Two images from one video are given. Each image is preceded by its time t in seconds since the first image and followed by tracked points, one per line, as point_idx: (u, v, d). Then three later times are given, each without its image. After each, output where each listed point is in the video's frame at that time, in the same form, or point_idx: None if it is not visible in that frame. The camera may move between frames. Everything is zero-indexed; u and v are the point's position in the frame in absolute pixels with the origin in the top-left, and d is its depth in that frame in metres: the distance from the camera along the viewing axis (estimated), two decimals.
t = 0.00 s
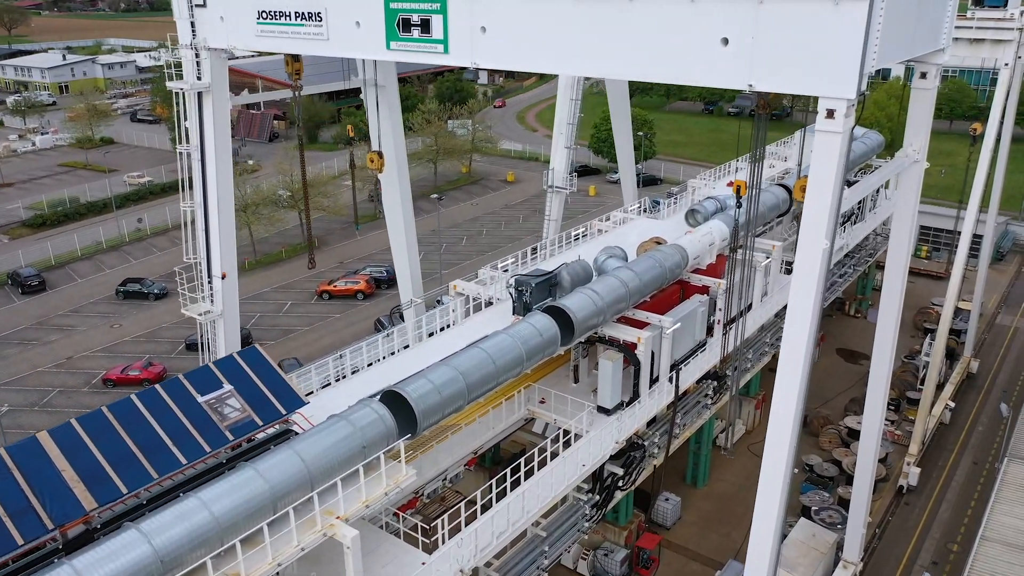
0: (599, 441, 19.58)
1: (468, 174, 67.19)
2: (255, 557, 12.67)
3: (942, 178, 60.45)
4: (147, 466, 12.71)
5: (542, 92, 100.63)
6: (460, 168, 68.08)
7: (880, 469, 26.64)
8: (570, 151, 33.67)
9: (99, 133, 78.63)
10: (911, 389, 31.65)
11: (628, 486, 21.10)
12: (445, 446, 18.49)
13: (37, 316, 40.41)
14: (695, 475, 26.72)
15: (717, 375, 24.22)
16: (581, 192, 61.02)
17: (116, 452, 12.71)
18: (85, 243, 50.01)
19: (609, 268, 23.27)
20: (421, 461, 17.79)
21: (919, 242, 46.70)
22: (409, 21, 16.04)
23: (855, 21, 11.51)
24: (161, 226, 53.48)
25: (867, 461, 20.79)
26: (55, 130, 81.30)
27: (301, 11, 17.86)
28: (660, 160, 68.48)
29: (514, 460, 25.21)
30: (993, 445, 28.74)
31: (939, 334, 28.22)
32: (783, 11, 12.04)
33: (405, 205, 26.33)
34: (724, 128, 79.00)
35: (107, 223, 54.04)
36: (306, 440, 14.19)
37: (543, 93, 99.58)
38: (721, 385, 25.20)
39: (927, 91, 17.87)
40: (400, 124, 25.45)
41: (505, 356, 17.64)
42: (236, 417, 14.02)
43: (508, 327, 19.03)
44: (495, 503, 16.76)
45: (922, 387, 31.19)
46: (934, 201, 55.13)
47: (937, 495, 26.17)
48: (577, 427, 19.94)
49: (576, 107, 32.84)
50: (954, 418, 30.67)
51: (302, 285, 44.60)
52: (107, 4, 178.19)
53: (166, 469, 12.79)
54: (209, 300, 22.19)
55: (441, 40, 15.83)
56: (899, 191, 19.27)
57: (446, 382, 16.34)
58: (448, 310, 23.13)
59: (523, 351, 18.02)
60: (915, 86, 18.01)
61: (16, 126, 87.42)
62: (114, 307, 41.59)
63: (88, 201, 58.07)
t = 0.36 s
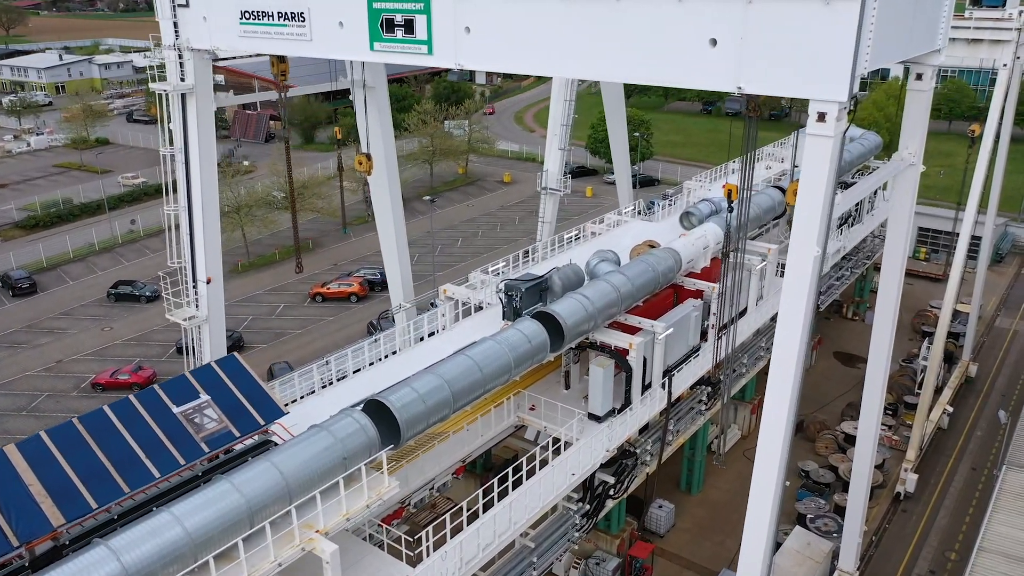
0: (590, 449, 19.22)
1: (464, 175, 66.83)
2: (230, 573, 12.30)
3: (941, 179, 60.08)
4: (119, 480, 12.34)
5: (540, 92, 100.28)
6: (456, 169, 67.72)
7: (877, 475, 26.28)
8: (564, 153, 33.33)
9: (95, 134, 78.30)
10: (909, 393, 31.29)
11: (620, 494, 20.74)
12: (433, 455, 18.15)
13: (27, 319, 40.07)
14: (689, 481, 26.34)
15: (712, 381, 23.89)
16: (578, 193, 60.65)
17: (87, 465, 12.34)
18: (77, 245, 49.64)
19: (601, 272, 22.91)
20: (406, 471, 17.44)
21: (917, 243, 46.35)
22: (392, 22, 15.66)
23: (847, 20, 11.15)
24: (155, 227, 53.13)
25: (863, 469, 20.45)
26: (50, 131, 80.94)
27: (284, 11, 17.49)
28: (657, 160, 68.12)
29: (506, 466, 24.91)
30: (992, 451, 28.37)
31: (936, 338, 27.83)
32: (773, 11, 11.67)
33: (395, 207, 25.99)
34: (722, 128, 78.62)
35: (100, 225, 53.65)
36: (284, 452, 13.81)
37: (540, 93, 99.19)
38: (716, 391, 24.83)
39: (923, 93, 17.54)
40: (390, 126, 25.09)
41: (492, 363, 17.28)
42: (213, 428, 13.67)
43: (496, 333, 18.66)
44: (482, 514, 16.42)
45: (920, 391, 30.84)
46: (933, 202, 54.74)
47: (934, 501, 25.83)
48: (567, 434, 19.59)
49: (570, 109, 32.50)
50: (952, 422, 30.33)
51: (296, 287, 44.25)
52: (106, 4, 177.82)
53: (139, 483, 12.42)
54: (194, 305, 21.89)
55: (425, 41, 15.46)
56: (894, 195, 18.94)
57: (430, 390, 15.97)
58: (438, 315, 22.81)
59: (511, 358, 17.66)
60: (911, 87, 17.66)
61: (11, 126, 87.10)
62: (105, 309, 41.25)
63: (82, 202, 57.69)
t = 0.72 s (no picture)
0: (579, 459, 18.83)
1: (461, 177, 66.47)
2: None
3: (940, 180, 59.72)
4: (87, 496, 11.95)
5: (538, 93, 99.91)
6: (452, 170, 67.35)
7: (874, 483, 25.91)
8: (558, 155, 32.95)
9: (90, 135, 77.93)
10: (906, 399, 30.94)
11: (611, 504, 20.35)
12: (418, 466, 17.76)
13: (17, 322, 39.70)
14: (683, 489, 25.92)
15: (704, 389, 23.49)
16: (575, 194, 60.30)
17: (54, 480, 11.95)
18: (69, 247, 49.27)
19: (592, 278, 22.55)
20: (391, 482, 17.03)
21: (915, 246, 46.00)
22: (374, 23, 15.26)
23: (837, 23, 10.79)
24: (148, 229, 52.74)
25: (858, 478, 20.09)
26: (46, 131, 80.55)
27: (265, 12, 17.09)
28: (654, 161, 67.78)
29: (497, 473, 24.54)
30: (991, 458, 28.01)
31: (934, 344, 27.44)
32: (761, 13, 11.30)
33: (384, 211, 25.61)
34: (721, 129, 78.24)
35: (93, 227, 53.28)
36: (260, 466, 13.40)
37: (539, 94, 98.76)
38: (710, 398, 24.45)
39: (919, 96, 17.17)
40: (379, 129, 24.71)
41: (478, 372, 16.89)
42: (187, 442, 13.34)
43: (483, 340, 18.27)
44: (467, 527, 16.05)
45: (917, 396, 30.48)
46: (932, 204, 54.37)
47: (931, 509, 25.47)
48: (556, 444, 19.21)
49: (563, 111, 32.12)
50: (950, 428, 29.97)
51: (289, 290, 43.86)
52: (105, 4, 177.39)
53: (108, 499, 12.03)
54: (178, 311, 21.50)
55: (407, 43, 15.06)
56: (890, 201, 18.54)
57: (413, 400, 15.58)
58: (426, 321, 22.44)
59: (498, 366, 17.30)
60: (906, 90, 17.29)
61: (6, 127, 86.68)
62: (96, 312, 40.87)
63: (75, 203, 57.29)
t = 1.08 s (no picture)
0: (568, 469, 18.48)
1: (457, 177, 66.11)
2: None
3: (939, 181, 59.32)
4: (55, 512, 11.58)
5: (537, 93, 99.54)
6: (449, 171, 67.01)
7: (870, 490, 25.59)
8: (551, 157, 32.56)
9: (86, 136, 77.60)
10: (904, 403, 30.62)
11: (601, 513, 20.00)
12: (404, 476, 17.42)
13: (8, 325, 39.37)
14: (677, 495, 25.53)
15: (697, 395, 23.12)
16: (572, 195, 59.93)
17: (21, 494, 11.57)
18: (62, 249, 48.93)
19: (584, 282, 22.19)
20: (376, 493, 16.71)
21: (914, 248, 45.62)
22: (356, 23, 14.90)
23: (826, 24, 10.44)
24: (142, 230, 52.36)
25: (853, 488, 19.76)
26: (41, 132, 80.23)
27: (246, 12, 16.69)
28: (651, 162, 67.41)
29: (488, 480, 24.17)
30: (989, 464, 27.66)
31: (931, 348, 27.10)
32: (748, 12, 10.94)
33: (374, 215, 25.27)
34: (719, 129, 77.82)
35: (86, 228, 52.95)
36: (235, 479, 13.06)
37: (537, 94, 98.39)
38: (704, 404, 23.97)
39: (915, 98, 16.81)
40: (368, 131, 24.35)
41: (463, 381, 16.53)
42: (161, 454, 12.97)
43: (470, 348, 17.93)
44: (452, 540, 15.71)
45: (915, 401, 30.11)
46: (931, 205, 53.97)
47: (929, 517, 25.09)
48: (546, 452, 18.84)
49: (557, 113, 31.76)
50: (948, 434, 29.59)
51: (282, 292, 43.50)
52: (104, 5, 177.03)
53: (77, 515, 11.66)
54: (162, 316, 21.11)
55: (389, 44, 14.69)
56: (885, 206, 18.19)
57: (396, 410, 15.23)
58: (416, 325, 22.10)
59: (484, 374, 16.94)
60: (901, 93, 16.95)
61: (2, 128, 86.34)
62: (87, 315, 40.52)
63: (69, 204, 56.95)
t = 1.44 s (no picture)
0: (557, 478, 18.09)
1: (453, 178, 65.73)
2: None
3: (938, 182, 58.91)
4: (18, 529, 11.18)
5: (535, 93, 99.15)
6: (445, 172, 66.61)
7: (867, 497, 25.19)
8: (545, 159, 32.17)
9: (81, 137, 77.21)
10: (901, 408, 30.24)
11: (591, 523, 19.62)
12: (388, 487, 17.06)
13: None
14: (670, 502, 25.14)
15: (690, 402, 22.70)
16: (568, 197, 59.55)
17: None
18: (54, 251, 48.52)
19: (574, 287, 21.80)
20: (359, 503, 16.50)
21: (912, 250, 45.22)
22: (336, 24, 14.52)
23: (815, 25, 10.04)
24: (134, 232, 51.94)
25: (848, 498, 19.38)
26: (36, 132, 79.83)
27: (225, 12, 16.29)
28: (649, 163, 67.01)
29: (477, 488, 23.79)
30: (988, 470, 27.27)
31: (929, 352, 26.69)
32: (735, 12, 10.55)
33: (363, 218, 24.90)
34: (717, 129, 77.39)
35: (79, 230, 52.55)
36: (208, 494, 12.66)
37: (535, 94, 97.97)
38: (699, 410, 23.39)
39: (910, 100, 16.42)
40: (357, 133, 23.96)
41: (447, 390, 16.14)
42: (131, 468, 12.59)
43: (456, 355, 17.53)
44: (435, 553, 15.34)
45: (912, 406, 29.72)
46: (929, 206, 53.58)
47: (926, 525, 24.71)
48: (533, 461, 18.46)
49: (550, 114, 31.38)
50: (946, 439, 29.20)
51: (275, 295, 43.13)
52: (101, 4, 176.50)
53: (41, 533, 11.26)
54: (145, 322, 20.73)
55: (369, 45, 14.30)
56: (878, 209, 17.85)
57: (377, 420, 14.84)
58: (404, 331, 21.71)
59: (469, 383, 16.56)
60: (896, 95, 16.57)
61: None
62: (77, 318, 40.14)
63: (62, 206, 56.56)
